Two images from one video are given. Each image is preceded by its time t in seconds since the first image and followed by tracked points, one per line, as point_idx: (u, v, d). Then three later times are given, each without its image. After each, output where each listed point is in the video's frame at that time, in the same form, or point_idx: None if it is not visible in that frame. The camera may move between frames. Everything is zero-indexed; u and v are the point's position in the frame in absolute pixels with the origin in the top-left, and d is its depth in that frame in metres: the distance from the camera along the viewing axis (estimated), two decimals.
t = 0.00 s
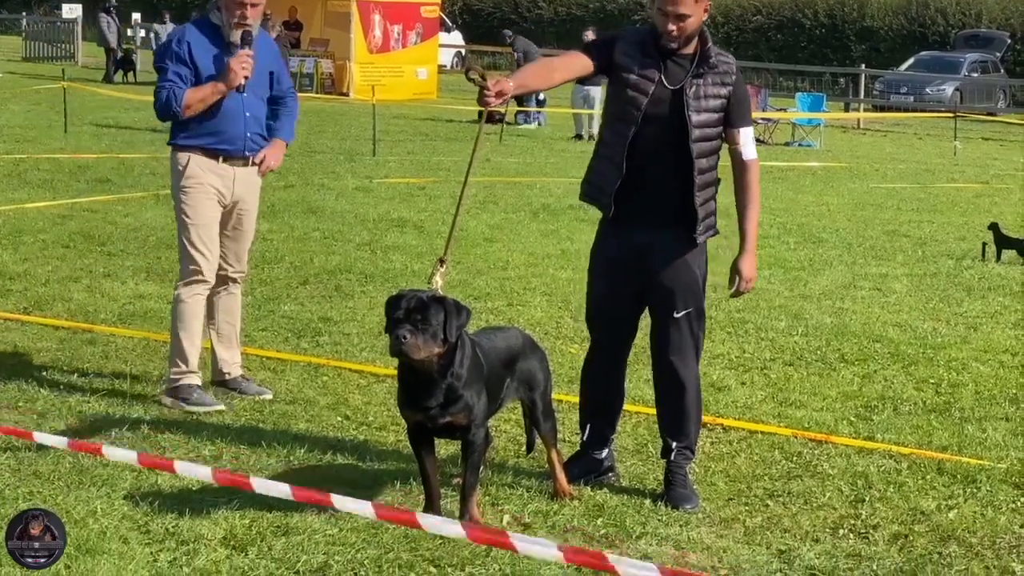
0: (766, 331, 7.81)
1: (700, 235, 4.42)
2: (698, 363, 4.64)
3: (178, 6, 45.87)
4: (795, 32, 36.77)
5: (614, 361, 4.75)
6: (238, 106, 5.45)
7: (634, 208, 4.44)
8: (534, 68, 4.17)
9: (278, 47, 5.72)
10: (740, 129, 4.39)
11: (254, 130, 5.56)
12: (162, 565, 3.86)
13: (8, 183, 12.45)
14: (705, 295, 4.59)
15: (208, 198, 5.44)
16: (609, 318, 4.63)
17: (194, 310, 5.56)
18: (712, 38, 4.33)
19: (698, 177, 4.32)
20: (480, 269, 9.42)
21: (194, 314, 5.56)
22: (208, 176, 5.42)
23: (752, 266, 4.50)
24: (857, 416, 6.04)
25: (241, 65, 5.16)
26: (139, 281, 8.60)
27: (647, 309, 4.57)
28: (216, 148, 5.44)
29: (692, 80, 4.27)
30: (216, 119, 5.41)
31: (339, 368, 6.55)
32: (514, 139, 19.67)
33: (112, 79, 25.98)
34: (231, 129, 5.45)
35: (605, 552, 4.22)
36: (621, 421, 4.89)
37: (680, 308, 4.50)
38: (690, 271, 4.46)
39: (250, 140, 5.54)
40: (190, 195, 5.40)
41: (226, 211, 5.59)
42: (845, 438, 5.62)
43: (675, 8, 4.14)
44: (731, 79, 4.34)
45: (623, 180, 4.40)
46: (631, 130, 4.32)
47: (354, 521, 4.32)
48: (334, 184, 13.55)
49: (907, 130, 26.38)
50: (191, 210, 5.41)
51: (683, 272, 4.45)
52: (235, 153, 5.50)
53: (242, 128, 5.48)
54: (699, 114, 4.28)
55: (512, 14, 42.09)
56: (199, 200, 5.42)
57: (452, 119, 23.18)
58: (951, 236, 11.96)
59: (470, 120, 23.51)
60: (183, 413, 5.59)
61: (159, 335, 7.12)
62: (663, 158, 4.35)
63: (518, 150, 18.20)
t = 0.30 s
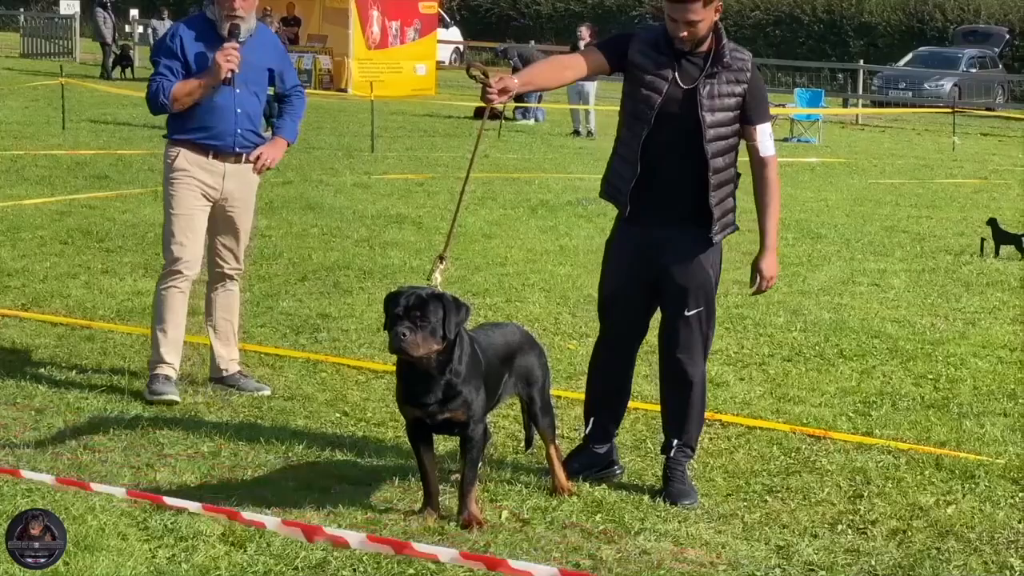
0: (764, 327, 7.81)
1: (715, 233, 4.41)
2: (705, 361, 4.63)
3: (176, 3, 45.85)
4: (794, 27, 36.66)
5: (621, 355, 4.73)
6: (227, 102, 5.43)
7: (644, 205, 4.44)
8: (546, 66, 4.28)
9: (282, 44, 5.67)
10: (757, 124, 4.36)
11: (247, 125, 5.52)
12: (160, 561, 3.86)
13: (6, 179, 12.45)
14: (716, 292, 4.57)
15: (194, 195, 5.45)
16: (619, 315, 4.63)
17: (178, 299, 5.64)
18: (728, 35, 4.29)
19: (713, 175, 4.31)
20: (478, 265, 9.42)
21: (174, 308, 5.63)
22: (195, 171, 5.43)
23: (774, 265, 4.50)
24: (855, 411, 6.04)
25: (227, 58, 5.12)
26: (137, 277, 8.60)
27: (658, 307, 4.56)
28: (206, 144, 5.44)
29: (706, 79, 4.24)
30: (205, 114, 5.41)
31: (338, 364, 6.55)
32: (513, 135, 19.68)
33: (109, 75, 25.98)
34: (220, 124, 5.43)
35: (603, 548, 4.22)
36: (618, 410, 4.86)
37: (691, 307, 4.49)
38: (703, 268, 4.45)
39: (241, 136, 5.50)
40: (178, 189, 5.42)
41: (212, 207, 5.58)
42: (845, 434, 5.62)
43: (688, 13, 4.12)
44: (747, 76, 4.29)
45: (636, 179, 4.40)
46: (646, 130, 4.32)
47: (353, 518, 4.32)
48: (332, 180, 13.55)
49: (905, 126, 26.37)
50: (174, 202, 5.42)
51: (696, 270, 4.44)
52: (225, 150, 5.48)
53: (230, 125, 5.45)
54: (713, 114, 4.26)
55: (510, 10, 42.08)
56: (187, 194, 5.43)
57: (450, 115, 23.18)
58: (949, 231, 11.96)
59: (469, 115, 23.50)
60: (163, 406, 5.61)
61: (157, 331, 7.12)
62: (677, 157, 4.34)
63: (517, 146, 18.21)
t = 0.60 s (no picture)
0: (762, 322, 7.81)
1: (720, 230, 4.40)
2: (708, 356, 4.62)
3: None
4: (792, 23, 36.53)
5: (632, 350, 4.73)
6: (204, 98, 5.37)
7: (647, 199, 4.45)
8: (548, 63, 4.29)
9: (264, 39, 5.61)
10: (764, 119, 4.34)
11: (228, 122, 5.45)
12: (159, 557, 3.87)
13: (3, 175, 12.45)
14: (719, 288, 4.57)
15: (175, 196, 5.43)
16: (624, 309, 4.63)
17: (168, 304, 5.61)
18: (734, 31, 4.29)
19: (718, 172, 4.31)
20: (476, 261, 9.43)
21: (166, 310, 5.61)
22: (175, 172, 5.41)
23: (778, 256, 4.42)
24: (853, 407, 6.04)
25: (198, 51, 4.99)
26: (135, 273, 8.61)
27: (664, 304, 4.56)
28: (185, 142, 5.39)
29: (711, 76, 4.25)
30: (182, 111, 5.35)
31: (336, 360, 6.55)
32: (510, 130, 19.68)
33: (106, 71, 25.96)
34: (198, 121, 5.37)
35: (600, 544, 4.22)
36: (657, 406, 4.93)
37: (693, 303, 4.49)
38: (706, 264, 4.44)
39: (222, 132, 5.44)
40: (160, 192, 5.40)
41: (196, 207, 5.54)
42: (843, 429, 5.63)
43: (687, 12, 4.13)
44: (752, 71, 4.29)
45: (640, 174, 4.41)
46: (651, 125, 4.34)
47: (351, 513, 4.33)
48: (330, 176, 13.56)
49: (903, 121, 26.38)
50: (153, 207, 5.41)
51: (700, 266, 4.43)
52: (206, 147, 5.43)
53: (209, 121, 5.38)
54: (718, 110, 4.26)
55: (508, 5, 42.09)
56: (168, 197, 5.41)
57: (448, 111, 23.17)
58: (946, 227, 11.97)
59: (467, 112, 23.49)
60: (149, 403, 5.61)
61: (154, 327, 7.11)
62: (683, 152, 4.35)
63: (514, 142, 18.22)
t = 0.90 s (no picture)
0: (760, 319, 7.81)
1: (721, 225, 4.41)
2: (709, 351, 4.63)
3: None
4: (789, 20, 36.57)
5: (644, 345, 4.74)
6: (163, 92, 5.29)
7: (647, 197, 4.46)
8: (549, 61, 4.31)
9: (229, 35, 5.54)
10: (759, 113, 4.35)
11: (189, 117, 5.37)
12: (156, 554, 3.87)
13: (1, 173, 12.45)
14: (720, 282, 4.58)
15: (145, 197, 5.37)
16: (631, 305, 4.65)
17: (152, 306, 5.56)
18: (727, 28, 4.30)
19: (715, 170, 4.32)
20: (474, 258, 9.43)
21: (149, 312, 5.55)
22: (140, 172, 5.34)
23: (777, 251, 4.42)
24: (850, 404, 6.04)
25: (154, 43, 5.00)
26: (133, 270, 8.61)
27: (666, 300, 4.57)
28: (149, 139, 5.32)
29: (706, 73, 4.25)
30: (141, 106, 5.29)
31: (333, 357, 6.55)
32: (508, 127, 19.68)
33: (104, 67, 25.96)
34: (158, 117, 5.30)
35: (596, 541, 4.22)
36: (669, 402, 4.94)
37: (695, 298, 4.49)
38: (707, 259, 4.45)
39: (182, 126, 5.36)
40: (129, 193, 5.35)
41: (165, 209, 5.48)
42: (840, 425, 5.63)
43: (676, 11, 4.13)
44: (747, 67, 4.29)
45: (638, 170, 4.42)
46: (646, 124, 4.34)
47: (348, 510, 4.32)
48: (328, 173, 13.56)
49: (901, 118, 26.38)
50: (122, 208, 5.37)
51: (701, 262, 4.45)
52: (167, 143, 5.35)
53: (168, 116, 5.31)
54: (714, 106, 4.27)
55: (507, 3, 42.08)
56: (137, 199, 5.36)
57: (445, 108, 23.17)
58: (944, 224, 11.96)
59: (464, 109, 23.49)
60: (145, 404, 5.58)
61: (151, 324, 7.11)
62: (680, 150, 4.35)
63: (512, 139, 18.21)
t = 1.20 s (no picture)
0: (758, 317, 7.81)
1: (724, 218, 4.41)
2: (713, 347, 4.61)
3: None
4: (787, 18, 36.58)
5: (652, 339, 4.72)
6: (126, 86, 5.13)
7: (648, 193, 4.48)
8: (545, 61, 4.33)
9: (203, 29, 5.36)
10: (757, 109, 4.33)
11: (154, 113, 5.18)
12: (154, 552, 3.87)
13: None
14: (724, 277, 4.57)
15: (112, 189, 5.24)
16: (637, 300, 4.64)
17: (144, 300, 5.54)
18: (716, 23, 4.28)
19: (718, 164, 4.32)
20: (472, 256, 9.43)
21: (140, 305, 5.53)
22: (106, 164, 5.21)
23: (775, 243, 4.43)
24: (849, 401, 6.05)
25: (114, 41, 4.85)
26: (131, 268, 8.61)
27: (666, 290, 4.54)
28: (115, 135, 5.17)
29: (700, 68, 4.24)
30: (106, 101, 5.14)
31: (331, 355, 6.55)
32: (505, 125, 19.68)
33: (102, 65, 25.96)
34: (121, 112, 5.14)
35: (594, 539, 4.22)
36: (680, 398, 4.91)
37: (687, 285, 4.45)
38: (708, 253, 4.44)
39: (147, 122, 5.17)
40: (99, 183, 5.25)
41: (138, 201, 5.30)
42: (838, 423, 5.63)
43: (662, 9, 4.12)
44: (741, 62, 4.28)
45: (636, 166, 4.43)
46: (642, 123, 4.33)
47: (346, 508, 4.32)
48: (326, 170, 13.56)
49: (898, 116, 26.38)
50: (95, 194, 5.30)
51: (705, 255, 4.44)
52: (131, 139, 5.17)
53: (130, 111, 5.13)
54: (711, 102, 4.25)
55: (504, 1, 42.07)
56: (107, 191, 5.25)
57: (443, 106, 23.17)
58: (942, 221, 11.96)
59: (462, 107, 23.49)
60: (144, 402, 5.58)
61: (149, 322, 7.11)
62: (680, 147, 4.36)
63: (509, 137, 18.21)
